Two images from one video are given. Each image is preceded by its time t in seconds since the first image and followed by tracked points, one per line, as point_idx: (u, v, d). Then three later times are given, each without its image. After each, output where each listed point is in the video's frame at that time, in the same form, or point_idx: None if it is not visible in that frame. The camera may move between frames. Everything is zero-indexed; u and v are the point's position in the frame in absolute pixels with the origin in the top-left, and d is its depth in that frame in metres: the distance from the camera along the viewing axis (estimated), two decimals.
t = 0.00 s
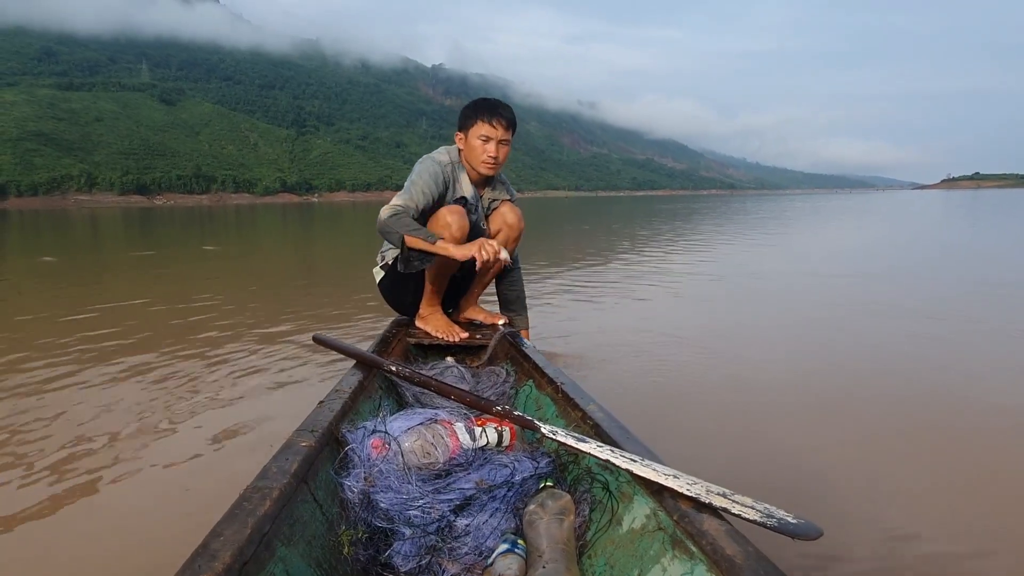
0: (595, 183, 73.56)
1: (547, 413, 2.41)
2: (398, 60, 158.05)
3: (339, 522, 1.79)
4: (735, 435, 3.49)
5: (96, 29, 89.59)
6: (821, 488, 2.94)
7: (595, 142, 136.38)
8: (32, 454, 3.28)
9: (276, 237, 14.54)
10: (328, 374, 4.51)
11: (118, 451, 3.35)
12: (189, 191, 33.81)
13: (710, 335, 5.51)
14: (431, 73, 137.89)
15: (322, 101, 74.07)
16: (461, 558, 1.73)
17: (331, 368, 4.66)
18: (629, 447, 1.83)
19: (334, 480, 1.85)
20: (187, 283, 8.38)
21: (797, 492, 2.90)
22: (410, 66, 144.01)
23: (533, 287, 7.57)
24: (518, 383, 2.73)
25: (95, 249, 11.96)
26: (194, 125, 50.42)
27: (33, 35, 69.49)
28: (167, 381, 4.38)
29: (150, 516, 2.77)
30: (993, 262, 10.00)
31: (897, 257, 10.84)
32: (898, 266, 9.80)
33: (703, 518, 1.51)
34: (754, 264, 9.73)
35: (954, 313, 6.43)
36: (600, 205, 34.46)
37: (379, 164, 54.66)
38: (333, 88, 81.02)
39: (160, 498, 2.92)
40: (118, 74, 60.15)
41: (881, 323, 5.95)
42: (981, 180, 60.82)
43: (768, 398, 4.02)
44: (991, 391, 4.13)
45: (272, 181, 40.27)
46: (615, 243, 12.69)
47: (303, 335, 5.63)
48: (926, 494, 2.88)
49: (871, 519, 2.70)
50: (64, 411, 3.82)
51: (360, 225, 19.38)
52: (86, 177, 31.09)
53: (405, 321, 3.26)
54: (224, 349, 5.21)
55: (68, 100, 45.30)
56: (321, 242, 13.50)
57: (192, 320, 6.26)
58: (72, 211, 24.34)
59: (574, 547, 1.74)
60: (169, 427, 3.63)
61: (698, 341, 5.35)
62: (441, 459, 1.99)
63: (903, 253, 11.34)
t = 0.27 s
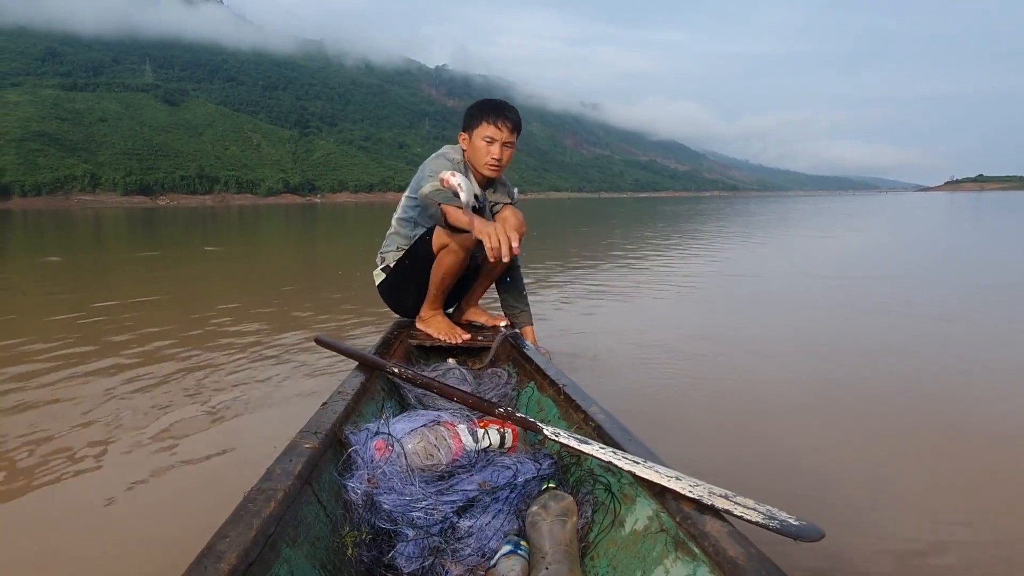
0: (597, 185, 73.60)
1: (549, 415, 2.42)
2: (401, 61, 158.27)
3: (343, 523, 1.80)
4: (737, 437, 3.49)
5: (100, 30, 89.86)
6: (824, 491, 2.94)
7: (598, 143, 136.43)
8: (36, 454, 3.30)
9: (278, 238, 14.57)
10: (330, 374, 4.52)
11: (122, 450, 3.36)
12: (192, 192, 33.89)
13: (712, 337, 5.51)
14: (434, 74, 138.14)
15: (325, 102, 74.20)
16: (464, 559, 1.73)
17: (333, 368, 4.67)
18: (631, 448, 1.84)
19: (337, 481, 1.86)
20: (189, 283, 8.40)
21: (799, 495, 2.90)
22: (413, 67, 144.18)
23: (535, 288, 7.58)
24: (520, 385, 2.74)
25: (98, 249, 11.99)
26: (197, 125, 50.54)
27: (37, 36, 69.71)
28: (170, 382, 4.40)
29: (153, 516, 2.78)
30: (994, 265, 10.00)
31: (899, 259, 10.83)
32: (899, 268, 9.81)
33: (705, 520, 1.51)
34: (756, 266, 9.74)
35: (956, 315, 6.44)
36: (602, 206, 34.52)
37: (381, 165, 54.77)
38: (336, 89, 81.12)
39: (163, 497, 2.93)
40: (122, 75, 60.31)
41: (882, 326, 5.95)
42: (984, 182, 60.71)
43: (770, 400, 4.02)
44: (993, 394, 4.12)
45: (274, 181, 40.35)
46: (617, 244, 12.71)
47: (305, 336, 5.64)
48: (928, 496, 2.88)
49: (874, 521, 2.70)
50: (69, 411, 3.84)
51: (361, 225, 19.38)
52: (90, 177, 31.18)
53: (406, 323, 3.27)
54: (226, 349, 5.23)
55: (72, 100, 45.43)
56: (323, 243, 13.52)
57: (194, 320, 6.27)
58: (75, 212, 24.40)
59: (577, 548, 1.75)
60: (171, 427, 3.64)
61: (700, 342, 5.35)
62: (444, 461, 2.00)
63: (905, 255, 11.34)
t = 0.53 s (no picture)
0: (600, 185, 73.58)
1: (549, 412, 2.41)
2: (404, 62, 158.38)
3: (341, 519, 1.78)
4: (739, 437, 3.47)
5: (104, 29, 90.04)
6: (826, 490, 2.92)
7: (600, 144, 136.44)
8: (36, 451, 3.29)
9: (279, 237, 14.56)
10: (330, 373, 4.52)
11: (121, 448, 3.36)
12: (195, 191, 33.93)
13: (714, 337, 5.49)
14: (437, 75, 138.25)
15: (328, 102, 74.28)
16: (463, 556, 1.72)
17: (332, 367, 4.66)
18: (632, 446, 1.83)
19: (336, 477, 1.85)
20: (190, 282, 8.40)
21: (800, 495, 2.89)
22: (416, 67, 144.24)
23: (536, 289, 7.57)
24: (520, 382, 2.73)
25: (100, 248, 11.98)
26: (201, 125, 50.60)
27: (42, 35, 69.83)
28: (170, 380, 4.39)
29: (151, 514, 2.77)
30: (997, 267, 9.97)
31: (902, 260, 10.81)
32: (902, 269, 9.80)
33: (706, 517, 1.50)
34: (758, 267, 9.72)
35: (958, 316, 6.41)
36: (605, 207, 34.50)
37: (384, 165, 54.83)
38: (339, 89, 81.16)
39: (160, 495, 2.92)
40: (126, 74, 60.42)
41: (884, 327, 5.93)
42: (987, 184, 60.60)
43: (770, 400, 4.01)
44: (996, 395, 4.10)
45: (278, 181, 40.38)
46: (619, 245, 12.69)
47: (305, 335, 5.63)
48: (931, 497, 2.86)
49: (877, 522, 2.68)
50: (68, 409, 3.84)
51: (363, 225, 19.38)
52: (94, 176, 31.24)
53: (405, 321, 3.25)
54: (226, 347, 5.22)
55: (76, 99, 45.51)
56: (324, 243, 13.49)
57: (195, 319, 6.26)
58: (78, 211, 24.43)
59: (577, 546, 1.73)
60: (170, 425, 3.63)
61: (700, 343, 5.32)
62: (443, 457, 1.99)
63: (907, 257, 11.32)
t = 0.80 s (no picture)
0: (603, 185, 73.52)
1: (547, 412, 2.40)
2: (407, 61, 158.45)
3: (338, 517, 1.78)
4: (738, 437, 3.46)
5: (108, 28, 90.25)
6: (826, 491, 2.91)
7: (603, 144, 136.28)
8: (35, 449, 3.29)
9: (282, 236, 14.58)
10: (329, 372, 4.52)
11: (120, 445, 3.36)
12: (198, 190, 33.99)
13: (714, 338, 5.48)
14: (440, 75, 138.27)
15: (332, 101, 74.35)
16: (460, 555, 1.72)
17: (332, 366, 4.66)
18: (630, 446, 1.83)
19: (333, 475, 1.84)
20: (192, 281, 8.41)
21: (799, 495, 2.88)
22: (419, 67, 144.33)
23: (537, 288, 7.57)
24: (519, 382, 2.73)
25: (102, 246, 12.00)
26: (204, 124, 50.68)
27: (47, 34, 70.00)
28: (170, 378, 4.40)
29: (149, 511, 2.77)
30: (1001, 268, 9.93)
31: (905, 260, 10.79)
32: (905, 271, 9.77)
33: (704, 518, 1.50)
34: (761, 267, 9.70)
35: (961, 318, 6.39)
36: (608, 207, 34.46)
37: (387, 164, 54.86)
38: (342, 88, 81.25)
39: (158, 493, 2.92)
40: (130, 74, 60.56)
41: (886, 328, 5.91)
42: (991, 185, 60.41)
43: (770, 400, 4.00)
44: (998, 396, 4.09)
45: (280, 180, 40.44)
46: (621, 245, 12.68)
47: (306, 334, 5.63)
48: (931, 499, 2.85)
49: (876, 522, 2.67)
50: (68, 406, 3.85)
51: (365, 224, 19.39)
52: (97, 174, 31.31)
53: (404, 321, 3.25)
54: (226, 346, 5.23)
55: (80, 98, 45.63)
56: (325, 242, 13.50)
57: (196, 318, 6.25)
58: (81, 209, 24.48)
59: (575, 546, 1.73)
60: (169, 423, 3.64)
61: (701, 343, 5.31)
62: (441, 456, 1.99)
63: (910, 258, 11.29)
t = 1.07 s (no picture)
0: (606, 186, 73.51)
1: (547, 412, 2.41)
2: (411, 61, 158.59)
3: (337, 517, 1.78)
4: (738, 438, 3.46)
5: (113, 27, 90.48)
6: (826, 493, 2.91)
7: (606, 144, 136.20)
8: (37, 447, 3.30)
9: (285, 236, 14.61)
10: (330, 372, 4.53)
11: (121, 444, 3.37)
12: (202, 189, 34.07)
13: (716, 339, 5.48)
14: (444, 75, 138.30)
15: (335, 101, 74.46)
16: (459, 556, 1.72)
17: (333, 366, 4.67)
18: (629, 447, 1.83)
19: (333, 475, 1.85)
20: (194, 280, 8.44)
21: (800, 497, 2.87)
22: (423, 67, 144.42)
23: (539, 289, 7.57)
24: (518, 383, 2.73)
25: (106, 245, 12.05)
26: (208, 123, 50.79)
27: (52, 33, 70.19)
28: (171, 377, 4.41)
29: (149, 511, 2.78)
30: (1005, 270, 9.90)
31: (908, 262, 10.76)
32: (908, 272, 9.75)
33: (703, 519, 1.50)
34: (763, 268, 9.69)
35: (964, 319, 6.37)
36: (611, 207, 34.44)
37: (390, 164, 54.91)
38: (346, 88, 81.32)
39: (159, 492, 2.93)
40: (134, 73, 60.71)
41: (888, 329, 5.90)
42: (995, 186, 60.23)
43: (771, 401, 3.99)
44: (1000, 399, 4.07)
45: (284, 179, 40.51)
46: (623, 245, 12.69)
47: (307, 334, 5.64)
48: (932, 501, 2.84)
49: (877, 525, 2.66)
50: (69, 405, 3.86)
51: (368, 224, 19.41)
52: (102, 173, 31.41)
53: (404, 321, 3.25)
54: (228, 346, 5.23)
55: (84, 97, 45.77)
56: (328, 241, 13.52)
57: (196, 317, 6.26)
58: (85, 208, 24.55)
59: (573, 547, 1.73)
60: (170, 422, 3.65)
61: (702, 344, 5.31)
62: (441, 457, 1.99)
63: (914, 259, 11.26)
